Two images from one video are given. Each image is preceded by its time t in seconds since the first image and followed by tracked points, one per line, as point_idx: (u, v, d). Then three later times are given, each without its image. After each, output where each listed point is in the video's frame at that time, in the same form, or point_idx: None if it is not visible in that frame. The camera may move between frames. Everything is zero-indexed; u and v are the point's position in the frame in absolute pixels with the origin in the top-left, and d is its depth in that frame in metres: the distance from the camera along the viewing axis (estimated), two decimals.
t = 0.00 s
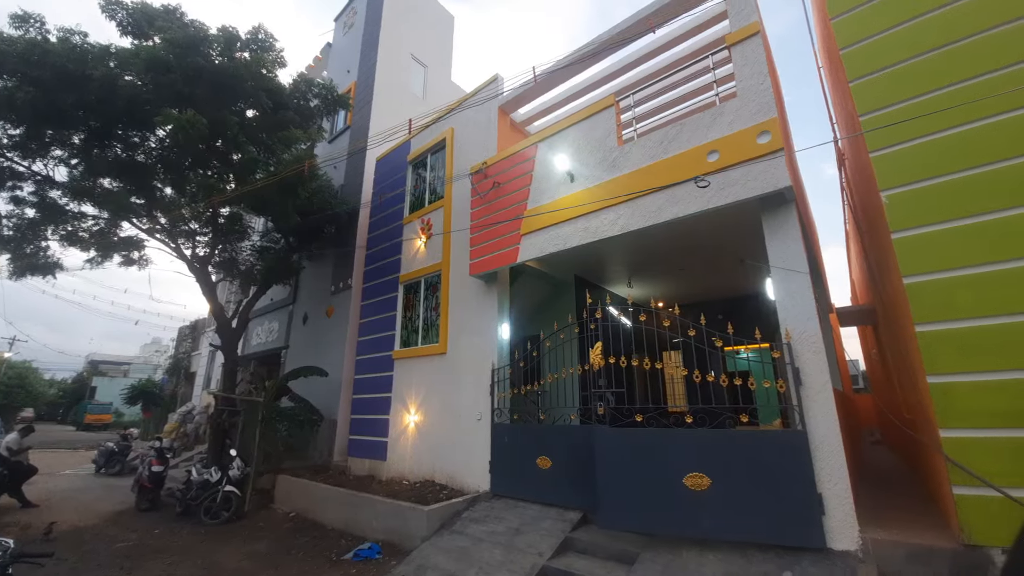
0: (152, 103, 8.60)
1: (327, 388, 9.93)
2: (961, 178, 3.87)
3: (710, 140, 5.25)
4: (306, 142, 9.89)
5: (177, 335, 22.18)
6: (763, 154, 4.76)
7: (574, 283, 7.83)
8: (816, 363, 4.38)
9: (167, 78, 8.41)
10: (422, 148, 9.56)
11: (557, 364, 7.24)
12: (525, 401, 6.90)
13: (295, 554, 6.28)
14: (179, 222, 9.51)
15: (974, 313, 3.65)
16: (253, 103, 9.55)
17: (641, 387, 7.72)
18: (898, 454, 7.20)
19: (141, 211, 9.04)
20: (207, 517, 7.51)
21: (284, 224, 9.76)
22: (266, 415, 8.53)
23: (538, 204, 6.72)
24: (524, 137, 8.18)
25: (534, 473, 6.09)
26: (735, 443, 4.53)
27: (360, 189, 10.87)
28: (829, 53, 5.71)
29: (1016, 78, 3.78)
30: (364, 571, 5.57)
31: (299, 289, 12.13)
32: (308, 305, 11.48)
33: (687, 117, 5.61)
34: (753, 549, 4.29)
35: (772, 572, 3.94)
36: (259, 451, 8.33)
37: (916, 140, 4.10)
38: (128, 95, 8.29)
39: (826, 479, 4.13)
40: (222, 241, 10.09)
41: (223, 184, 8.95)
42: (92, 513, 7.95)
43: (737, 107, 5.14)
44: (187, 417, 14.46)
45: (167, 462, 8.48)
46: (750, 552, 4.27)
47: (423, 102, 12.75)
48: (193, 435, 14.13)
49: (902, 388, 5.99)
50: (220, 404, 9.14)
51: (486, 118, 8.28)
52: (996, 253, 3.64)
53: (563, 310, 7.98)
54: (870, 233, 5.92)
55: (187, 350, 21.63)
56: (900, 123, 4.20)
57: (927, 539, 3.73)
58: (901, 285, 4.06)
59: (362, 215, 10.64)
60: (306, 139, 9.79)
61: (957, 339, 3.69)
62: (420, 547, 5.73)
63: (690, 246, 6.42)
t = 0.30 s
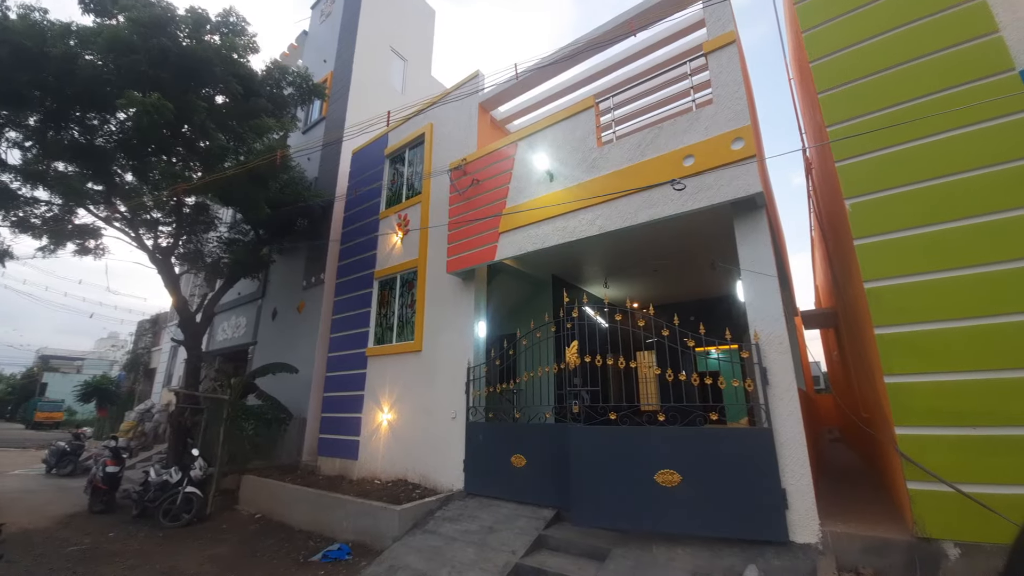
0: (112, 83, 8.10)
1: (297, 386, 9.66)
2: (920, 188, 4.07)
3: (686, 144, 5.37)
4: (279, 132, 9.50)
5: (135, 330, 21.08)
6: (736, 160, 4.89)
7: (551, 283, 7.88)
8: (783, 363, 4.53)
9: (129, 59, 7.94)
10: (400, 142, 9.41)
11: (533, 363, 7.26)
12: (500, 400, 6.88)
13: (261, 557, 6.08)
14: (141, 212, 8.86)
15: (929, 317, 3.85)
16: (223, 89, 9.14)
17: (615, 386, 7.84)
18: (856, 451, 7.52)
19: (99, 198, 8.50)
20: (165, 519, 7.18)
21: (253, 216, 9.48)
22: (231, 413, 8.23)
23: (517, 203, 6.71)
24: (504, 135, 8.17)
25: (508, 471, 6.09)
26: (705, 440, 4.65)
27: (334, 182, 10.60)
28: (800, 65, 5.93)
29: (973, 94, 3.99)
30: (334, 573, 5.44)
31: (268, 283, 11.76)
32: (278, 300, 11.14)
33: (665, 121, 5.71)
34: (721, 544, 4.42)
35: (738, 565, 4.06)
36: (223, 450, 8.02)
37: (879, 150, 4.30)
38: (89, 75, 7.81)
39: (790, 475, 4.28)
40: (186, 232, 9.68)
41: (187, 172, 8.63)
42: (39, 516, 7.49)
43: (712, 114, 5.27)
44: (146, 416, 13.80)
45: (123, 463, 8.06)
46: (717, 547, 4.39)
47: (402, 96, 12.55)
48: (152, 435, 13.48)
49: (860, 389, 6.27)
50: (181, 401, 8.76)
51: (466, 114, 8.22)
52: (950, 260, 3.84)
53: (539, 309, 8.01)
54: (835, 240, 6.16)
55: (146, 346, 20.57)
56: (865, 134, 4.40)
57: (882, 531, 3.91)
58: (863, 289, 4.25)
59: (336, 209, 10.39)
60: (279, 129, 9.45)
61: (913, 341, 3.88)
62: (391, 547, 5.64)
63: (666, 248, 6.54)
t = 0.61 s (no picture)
0: (65, 62, 7.64)
1: (261, 384, 9.34)
2: (875, 197, 4.31)
3: (658, 147, 5.48)
4: (244, 120, 9.19)
5: (85, 324, 19.79)
6: (706, 164, 5.03)
7: (525, 282, 7.92)
8: (746, 362, 4.70)
9: (83, 37, 7.49)
10: (374, 135, 9.22)
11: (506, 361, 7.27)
12: (473, 398, 6.86)
13: (220, 561, 5.85)
14: (93, 199, 8.39)
15: (879, 320, 4.09)
16: (185, 72, 8.72)
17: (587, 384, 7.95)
18: (812, 447, 7.88)
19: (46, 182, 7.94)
20: (117, 524, 6.79)
21: (215, 207, 9.12)
22: (189, 412, 7.87)
23: (492, 200, 6.69)
24: (480, 132, 8.13)
25: (480, 469, 6.07)
26: (671, 437, 4.78)
27: (304, 174, 10.28)
28: (768, 75, 6.16)
29: (926, 108, 4.23)
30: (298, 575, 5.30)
31: (231, 277, 11.31)
32: (242, 294, 10.73)
33: (639, 124, 5.81)
34: (686, 538, 4.55)
35: (701, 558, 4.20)
36: (180, 450, 7.66)
37: (838, 160, 4.55)
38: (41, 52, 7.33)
39: (752, 470, 4.45)
40: (143, 222, 9.17)
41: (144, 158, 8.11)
42: None
43: (683, 119, 5.41)
44: (96, 415, 13.05)
45: (71, 464, 7.59)
46: (682, 541, 4.52)
47: (376, 88, 12.29)
48: (102, 435, 12.73)
49: (817, 387, 6.58)
50: (135, 400, 8.32)
51: (442, 110, 8.14)
52: (901, 266, 4.08)
53: (512, 307, 8.02)
54: (796, 244, 6.42)
55: (97, 341, 19.35)
56: (826, 144, 4.64)
57: (835, 523, 4.11)
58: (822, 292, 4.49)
59: (305, 202, 10.08)
60: (244, 116, 9.09)
61: (865, 341, 4.12)
62: (358, 548, 5.53)
63: (638, 249, 6.67)
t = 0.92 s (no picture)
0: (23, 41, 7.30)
1: (230, 381, 9.03)
2: (843, 205, 4.48)
3: (637, 150, 5.55)
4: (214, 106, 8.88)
5: (40, 317, 18.71)
6: (683, 168, 5.13)
7: (504, 281, 7.92)
8: (718, 362, 4.82)
9: (46, 15, 7.24)
10: (352, 128, 9.03)
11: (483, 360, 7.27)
12: (450, 396, 6.81)
13: (184, 565, 5.64)
14: (50, 184, 8.02)
15: (844, 322, 4.27)
16: (152, 55, 8.30)
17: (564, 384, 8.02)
18: (779, 445, 8.14)
19: None
20: (73, 527, 6.46)
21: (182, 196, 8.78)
22: (152, 411, 7.54)
23: (471, 198, 6.64)
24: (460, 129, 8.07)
25: (455, 468, 6.04)
26: (646, 435, 4.85)
27: (277, 165, 9.98)
28: (744, 83, 6.32)
29: (891, 120, 4.42)
30: None
31: (199, 270, 10.90)
32: (210, 288, 10.35)
33: (619, 126, 5.87)
34: (659, 534, 4.63)
35: (673, 554, 4.29)
36: (142, 450, 7.34)
37: (809, 168, 4.71)
38: None
39: (722, 467, 4.57)
40: (103, 211, 8.77)
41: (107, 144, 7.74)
42: None
43: (662, 123, 5.49)
44: (52, 413, 12.41)
45: (24, 464, 7.18)
46: (655, 537, 4.60)
47: (355, 80, 12.03)
48: (58, 434, 12.09)
49: (785, 387, 6.81)
50: (93, 397, 7.94)
51: (423, 104, 8.04)
52: (865, 271, 4.27)
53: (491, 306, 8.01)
54: (768, 249, 6.62)
55: (53, 335, 18.33)
56: (798, 152, 4.80)
57: (800, 518, 4.27)
58: (791, 295, 4.65)
59: (279, 194, 9.79)
60: (215, 103, 8.77)
61: (830, 343, 4.30)
62: (330, 549, 5.42)
63: (617, 250, 6.75)
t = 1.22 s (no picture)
0: None
1: (195, 378, 8.70)
2: (811, 210, 4.64)
3: (616, 150, 5.60)
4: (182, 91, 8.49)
5: None
6: (660, 170, 5.21)
7: (483, 279, 7.97)
8: (691, 361, 4.92)
9: None
10: (328, 120, 8.81)
11: (461, 357, 7.24)
12: (426, 394, 6.73)
13: (144, 570, 5.41)
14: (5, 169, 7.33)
15: (810, 323, 4.43)
16: (116, 36, 7.94)
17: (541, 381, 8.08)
18: (748, 442, 8.39)
19: None
20: (26, 530, 6.22)
21: (146, 184, 8.38)
22: (111, 409, 7.22)
23: (451, 194, 6.58)
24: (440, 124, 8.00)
25: (431, 467, 5.98)
26: (621, 433, 4.91)
27: (249, 155, 9.64)
28: (720, 88, 6.47)
29: (858, 130, 4.60)
30: None
31: (164, 263, 10.44)
32: (176, 282, 9.94)
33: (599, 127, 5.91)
34: (632, 529, 4.71)
35: (645, 549, 4.36)
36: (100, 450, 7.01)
37: (781, 173, 4.85)
38: None
39: (694, 463, 4.67)
40: (61, 198, 8.29)
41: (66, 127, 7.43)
42: None
43: (641, 125, 5.56)
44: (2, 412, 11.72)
45: None
46: (629, 532, 4.67)
47: (333, 70, 11.74)
48: (10, 434, 11.38)
49: (754, 386, 7.03)
50: (47, 395, 7.53)
51: (402, 98, 7.92)
52: (831, 274, 4.43)
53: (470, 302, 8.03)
54: (740, 252, 6.80)
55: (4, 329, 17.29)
56: (770, 157, 4.93)
57: (767, 512, 4.41)
58: (762, 296, 4.78)
59: (250, 185, 9.47)
60: (183, 88, 8.42)
61: (798, 342, 4.45)
62: (299, 551, 5.28)
63: (595, 249, 6.81)
